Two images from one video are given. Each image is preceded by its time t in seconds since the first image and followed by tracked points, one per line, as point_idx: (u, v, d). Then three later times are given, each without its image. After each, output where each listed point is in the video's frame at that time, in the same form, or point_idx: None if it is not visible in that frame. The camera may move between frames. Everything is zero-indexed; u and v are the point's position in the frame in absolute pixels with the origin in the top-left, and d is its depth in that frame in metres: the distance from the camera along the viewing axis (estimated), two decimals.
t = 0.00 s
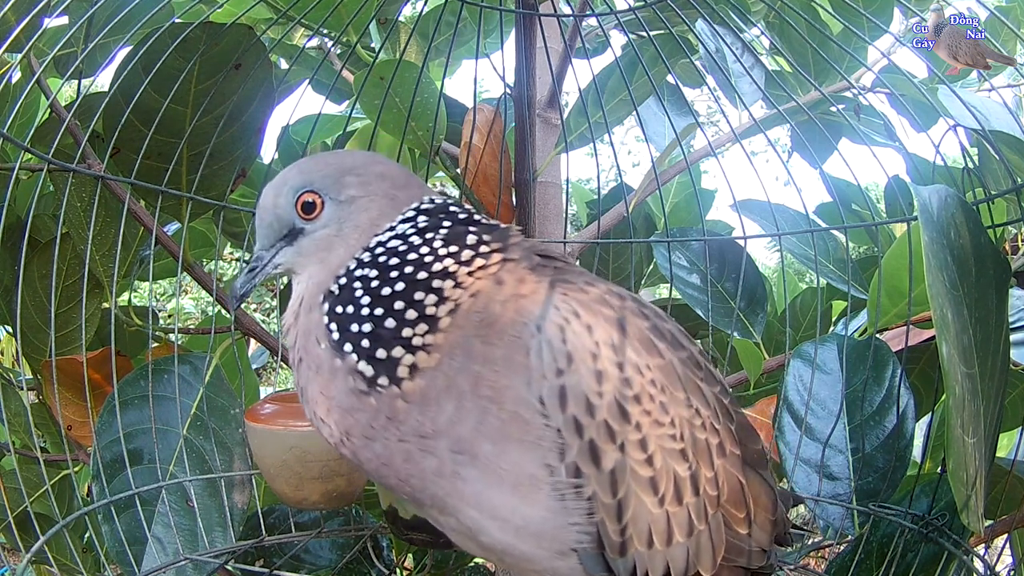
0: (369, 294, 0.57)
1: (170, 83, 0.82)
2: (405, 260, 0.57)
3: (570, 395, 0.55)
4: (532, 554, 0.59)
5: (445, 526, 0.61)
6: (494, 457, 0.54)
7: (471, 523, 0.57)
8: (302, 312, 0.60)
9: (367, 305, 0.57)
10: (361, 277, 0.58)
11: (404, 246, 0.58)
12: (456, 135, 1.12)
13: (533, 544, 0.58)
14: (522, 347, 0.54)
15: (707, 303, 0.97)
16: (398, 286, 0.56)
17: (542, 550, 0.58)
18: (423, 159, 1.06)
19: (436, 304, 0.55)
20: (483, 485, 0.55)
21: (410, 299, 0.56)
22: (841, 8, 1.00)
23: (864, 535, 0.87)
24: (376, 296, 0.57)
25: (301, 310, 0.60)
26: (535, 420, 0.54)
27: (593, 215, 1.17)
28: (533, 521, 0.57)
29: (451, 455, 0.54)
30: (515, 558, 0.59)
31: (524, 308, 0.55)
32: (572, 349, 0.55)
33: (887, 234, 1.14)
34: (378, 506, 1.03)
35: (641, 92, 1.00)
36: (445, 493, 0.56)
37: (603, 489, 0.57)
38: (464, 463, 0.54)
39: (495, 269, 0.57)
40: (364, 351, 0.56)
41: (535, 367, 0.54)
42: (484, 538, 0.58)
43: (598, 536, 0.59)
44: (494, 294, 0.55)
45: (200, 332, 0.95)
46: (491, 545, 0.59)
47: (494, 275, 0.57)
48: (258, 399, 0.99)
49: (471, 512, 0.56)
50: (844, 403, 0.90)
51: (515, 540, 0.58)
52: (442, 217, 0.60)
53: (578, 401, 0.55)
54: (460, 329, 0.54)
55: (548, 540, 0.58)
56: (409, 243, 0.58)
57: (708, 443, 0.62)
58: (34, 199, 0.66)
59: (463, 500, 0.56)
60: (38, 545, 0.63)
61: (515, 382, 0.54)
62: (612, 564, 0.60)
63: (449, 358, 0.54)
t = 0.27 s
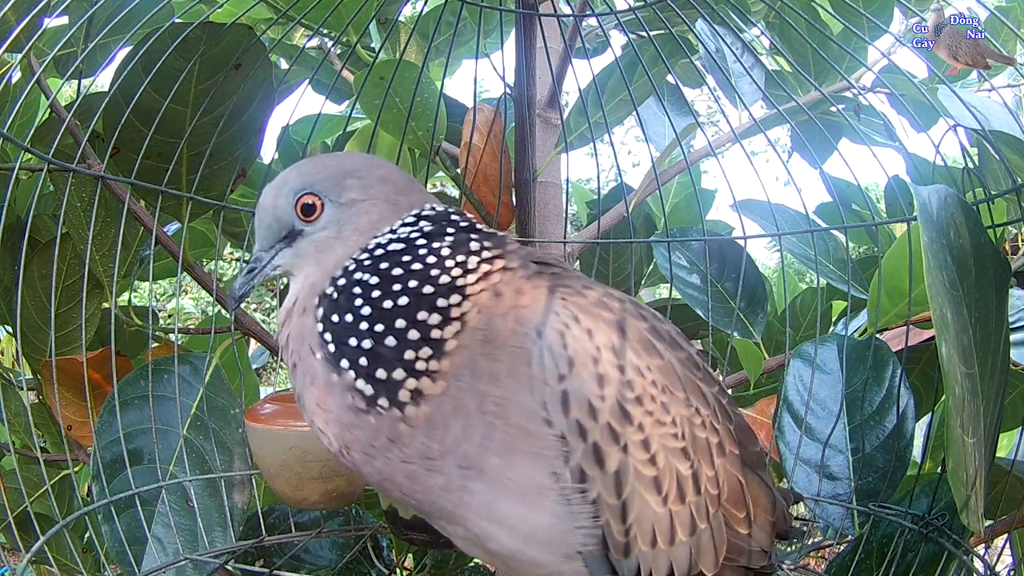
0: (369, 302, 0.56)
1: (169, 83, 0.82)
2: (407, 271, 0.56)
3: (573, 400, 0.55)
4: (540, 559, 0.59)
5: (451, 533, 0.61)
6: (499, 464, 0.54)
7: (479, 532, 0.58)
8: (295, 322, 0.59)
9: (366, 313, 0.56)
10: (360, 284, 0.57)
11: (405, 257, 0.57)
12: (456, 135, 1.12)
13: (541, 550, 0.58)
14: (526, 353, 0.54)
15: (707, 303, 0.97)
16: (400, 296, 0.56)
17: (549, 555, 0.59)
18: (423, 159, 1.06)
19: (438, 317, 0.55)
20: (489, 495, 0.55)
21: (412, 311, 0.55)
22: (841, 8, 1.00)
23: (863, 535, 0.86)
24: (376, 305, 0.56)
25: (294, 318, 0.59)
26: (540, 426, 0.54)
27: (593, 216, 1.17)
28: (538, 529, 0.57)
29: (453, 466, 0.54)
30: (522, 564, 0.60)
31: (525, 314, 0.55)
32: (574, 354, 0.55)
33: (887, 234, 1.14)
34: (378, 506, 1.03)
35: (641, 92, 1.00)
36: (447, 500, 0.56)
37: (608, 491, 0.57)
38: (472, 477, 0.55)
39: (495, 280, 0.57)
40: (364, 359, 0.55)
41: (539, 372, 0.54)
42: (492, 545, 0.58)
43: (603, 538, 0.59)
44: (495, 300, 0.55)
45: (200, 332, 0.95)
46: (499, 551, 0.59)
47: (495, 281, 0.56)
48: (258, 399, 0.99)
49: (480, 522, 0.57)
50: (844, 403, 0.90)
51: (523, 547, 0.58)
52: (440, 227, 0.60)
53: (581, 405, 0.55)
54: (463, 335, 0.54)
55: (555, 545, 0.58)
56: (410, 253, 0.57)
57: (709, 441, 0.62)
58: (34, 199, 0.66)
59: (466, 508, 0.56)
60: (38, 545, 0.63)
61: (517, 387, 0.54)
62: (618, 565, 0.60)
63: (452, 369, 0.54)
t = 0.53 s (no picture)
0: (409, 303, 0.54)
1: (169, 83, 0.82)
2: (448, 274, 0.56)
3: (555, 409, 0.55)
4: (527, 563, 0.59)
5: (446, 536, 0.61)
6: (489, 470, 0.55)
7: (461, 532, 0.58)
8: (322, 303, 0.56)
9: (407, 315, 0.54)
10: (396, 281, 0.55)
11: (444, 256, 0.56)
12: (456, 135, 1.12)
13: (526, 553, 0.58)
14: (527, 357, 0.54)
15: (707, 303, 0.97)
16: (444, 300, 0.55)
17: (535, 558, 0.59)
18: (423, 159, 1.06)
19: (478, 326, 0.54)
20: (480, 499, 0.55)
21: (458, 318, 0.54)
22: (841, 8, 1.00)
23: (864, 535, 0.86)
24: (417, 308, 0.54)
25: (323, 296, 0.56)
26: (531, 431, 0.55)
27: (594, 215, 1.17)
28: (535, 529, 0.57)
29: (448, 467, 0.55)
30: (509, 566, 0.60)
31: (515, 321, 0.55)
32: (556, 363, 0.55)
33: (887, 234, 1.14)
34: (378, 506, 1.03)
35: (641, 92, 1.00)
36: (441, 503, 0.56)
37: (608, 491, 0.58)
38: (455, 477, 0.55)
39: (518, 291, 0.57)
40: (378, 357, 0.53)
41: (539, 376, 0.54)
42: (475, 546, 0.58)
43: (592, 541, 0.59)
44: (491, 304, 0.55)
45: (200, 332, 0.95)
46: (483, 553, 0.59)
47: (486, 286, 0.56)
48: (258, 399, 0.99)
49: (468, 524, 0.57)
50: (844, 403, 0.90)
51: (506, 549, 0.58)
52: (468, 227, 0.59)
53: (564, 414, 0.55)
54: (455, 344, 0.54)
55: (540, 549, 0.58)
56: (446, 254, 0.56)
57: (698, 442, 0.62)
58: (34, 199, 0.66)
59: (460, 514, 0.56)
60: (38, 545, 0.63)
61: (503, 399, 0.54)
62: (609, 567, 0.60)
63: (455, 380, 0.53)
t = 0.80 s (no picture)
0: (414, 305, 0.52)
1: (169, 83, 0.82)
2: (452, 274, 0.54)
3: (558, 415, 0.55)
4: (534, 563, 0.58)
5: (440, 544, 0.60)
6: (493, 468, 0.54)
7: (465, 533, 0.56)
8: (323, 300, 0.53)
9: (413, 318, 0.52)
10: (399, 281, 0.52)
11: (446, 255, 0.54)
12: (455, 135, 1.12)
13: (533, 552, 0.57)
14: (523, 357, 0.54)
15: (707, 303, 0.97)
16: (451, 303, 0.53)
17: (543, 557, 0.58)
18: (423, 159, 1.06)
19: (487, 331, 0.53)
20: (482, 494, 0.54)
21: (469, 320, 0.53)
22: (841, 8, 1.00)
23: (864, 535, 0.86)
24: (424, 310, 0.52)
25: (323, 292, 0.53)
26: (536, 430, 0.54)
27: (593, 215, 1.17)
28: (533, 532, 0.57)
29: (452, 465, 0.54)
30: (513, 567, 0.58)
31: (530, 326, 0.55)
32: (559, 373, 0.55)
33: (887, 234, 1.14)
34: (378, 506, 1.03)
35: (641, 92, 1.00)
36: (443, 503, 0.55)
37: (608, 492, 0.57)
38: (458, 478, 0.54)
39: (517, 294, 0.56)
40: (388, 362, 0.52)
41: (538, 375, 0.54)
42: (483, 550, 0.57)
43: (592, 543, 0.58)
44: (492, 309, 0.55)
45: (200, 332, 0.95)
46: (490, 558, 0.57)
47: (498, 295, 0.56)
48: (258, 399, 0.99)
49: (468, 521, 0.55)
50: (844, 403, 0.90)
51: (516, 550, 0.57)
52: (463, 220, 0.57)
53: (566, 421, 0.55)
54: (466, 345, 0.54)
55: (549, 548, 0.58)
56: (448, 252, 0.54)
57: (692, 447, 0.63)
58: (33, 199, 0.66)
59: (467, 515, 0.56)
60: (38, 545, 0.63)
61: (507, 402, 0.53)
62: (609, 568, 0.59)
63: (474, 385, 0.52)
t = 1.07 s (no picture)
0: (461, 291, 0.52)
1: (170, 83, 0.82)
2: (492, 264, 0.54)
3: (535, 428, 0.55)
4: (527, 568, 0.59)
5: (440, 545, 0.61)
6: (489, 469, 0.55)
7: (456, 537, 0.57)
8: (362, 278, 0.52)
9: (459, 303, 0.52)
10: (449, 264, 0.52)
11: (489, 240, 0.55)
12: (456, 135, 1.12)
13: (524, 559, 0.58)
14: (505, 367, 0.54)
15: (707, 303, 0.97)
16: (492, 295, 0.54)
17: (536, 563, 0.59)
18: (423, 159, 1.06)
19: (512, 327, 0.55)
20: (466, 496, 0.55)
21: (501, 310, 0.54)
22: (841, 8, 1.00)
23: (863, 535, 0.86)
24: (469, 297, 0.53)
25: (363, 268, 0.52)
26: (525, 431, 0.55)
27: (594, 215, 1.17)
28: (533, 532, 0.57)
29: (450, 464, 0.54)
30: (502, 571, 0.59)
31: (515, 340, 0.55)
32: (536, 391, 0.55)
33: (887, 234, 1.14)
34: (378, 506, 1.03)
35: (641, 92, 1.00)
36: (445, 503, 0.56)
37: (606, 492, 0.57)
38: (459, 478, 0.55)
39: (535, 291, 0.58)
40: (432, 347, 0.51)
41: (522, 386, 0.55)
42: (473, 553, 0.58)
43: (582, 549, 0.59)
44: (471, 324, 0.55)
45: (201, 332, 0.95)
46: (481, 560, 0.59)
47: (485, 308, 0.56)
48: (258, 399, 0.99)
49: (468, 520, 0.56)
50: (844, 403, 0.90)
51: (504, 554, 0.58)
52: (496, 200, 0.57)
53: (543, 435, 0.55)
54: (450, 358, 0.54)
55: (541, 553, 0.59)
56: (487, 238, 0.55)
57: (679, 450, 0.63)
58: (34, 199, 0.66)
59: (465, 514, 0.56)
60: (38, 545, 0.63)
61: (493, 412, 0.54)
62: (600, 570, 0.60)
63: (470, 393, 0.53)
